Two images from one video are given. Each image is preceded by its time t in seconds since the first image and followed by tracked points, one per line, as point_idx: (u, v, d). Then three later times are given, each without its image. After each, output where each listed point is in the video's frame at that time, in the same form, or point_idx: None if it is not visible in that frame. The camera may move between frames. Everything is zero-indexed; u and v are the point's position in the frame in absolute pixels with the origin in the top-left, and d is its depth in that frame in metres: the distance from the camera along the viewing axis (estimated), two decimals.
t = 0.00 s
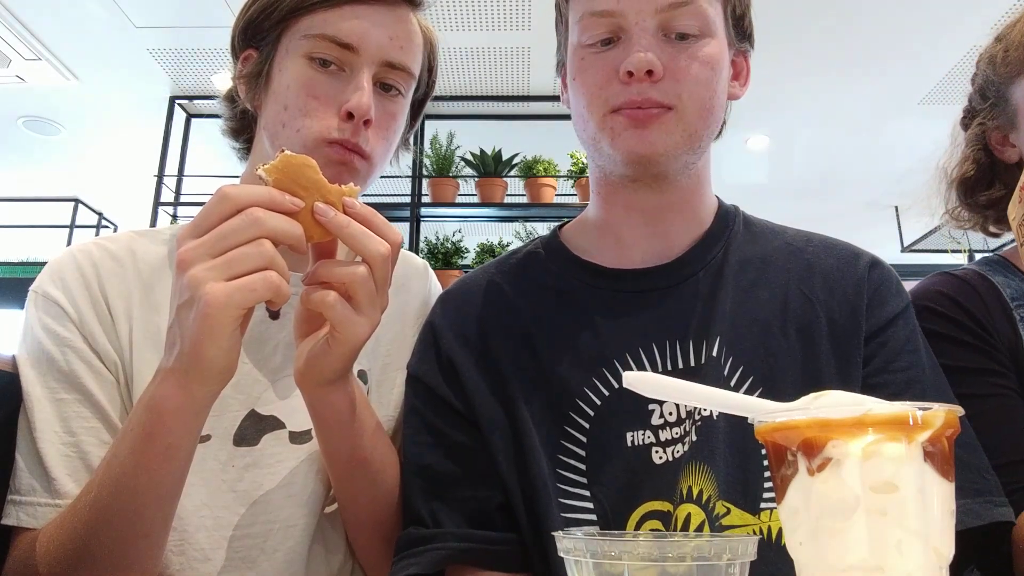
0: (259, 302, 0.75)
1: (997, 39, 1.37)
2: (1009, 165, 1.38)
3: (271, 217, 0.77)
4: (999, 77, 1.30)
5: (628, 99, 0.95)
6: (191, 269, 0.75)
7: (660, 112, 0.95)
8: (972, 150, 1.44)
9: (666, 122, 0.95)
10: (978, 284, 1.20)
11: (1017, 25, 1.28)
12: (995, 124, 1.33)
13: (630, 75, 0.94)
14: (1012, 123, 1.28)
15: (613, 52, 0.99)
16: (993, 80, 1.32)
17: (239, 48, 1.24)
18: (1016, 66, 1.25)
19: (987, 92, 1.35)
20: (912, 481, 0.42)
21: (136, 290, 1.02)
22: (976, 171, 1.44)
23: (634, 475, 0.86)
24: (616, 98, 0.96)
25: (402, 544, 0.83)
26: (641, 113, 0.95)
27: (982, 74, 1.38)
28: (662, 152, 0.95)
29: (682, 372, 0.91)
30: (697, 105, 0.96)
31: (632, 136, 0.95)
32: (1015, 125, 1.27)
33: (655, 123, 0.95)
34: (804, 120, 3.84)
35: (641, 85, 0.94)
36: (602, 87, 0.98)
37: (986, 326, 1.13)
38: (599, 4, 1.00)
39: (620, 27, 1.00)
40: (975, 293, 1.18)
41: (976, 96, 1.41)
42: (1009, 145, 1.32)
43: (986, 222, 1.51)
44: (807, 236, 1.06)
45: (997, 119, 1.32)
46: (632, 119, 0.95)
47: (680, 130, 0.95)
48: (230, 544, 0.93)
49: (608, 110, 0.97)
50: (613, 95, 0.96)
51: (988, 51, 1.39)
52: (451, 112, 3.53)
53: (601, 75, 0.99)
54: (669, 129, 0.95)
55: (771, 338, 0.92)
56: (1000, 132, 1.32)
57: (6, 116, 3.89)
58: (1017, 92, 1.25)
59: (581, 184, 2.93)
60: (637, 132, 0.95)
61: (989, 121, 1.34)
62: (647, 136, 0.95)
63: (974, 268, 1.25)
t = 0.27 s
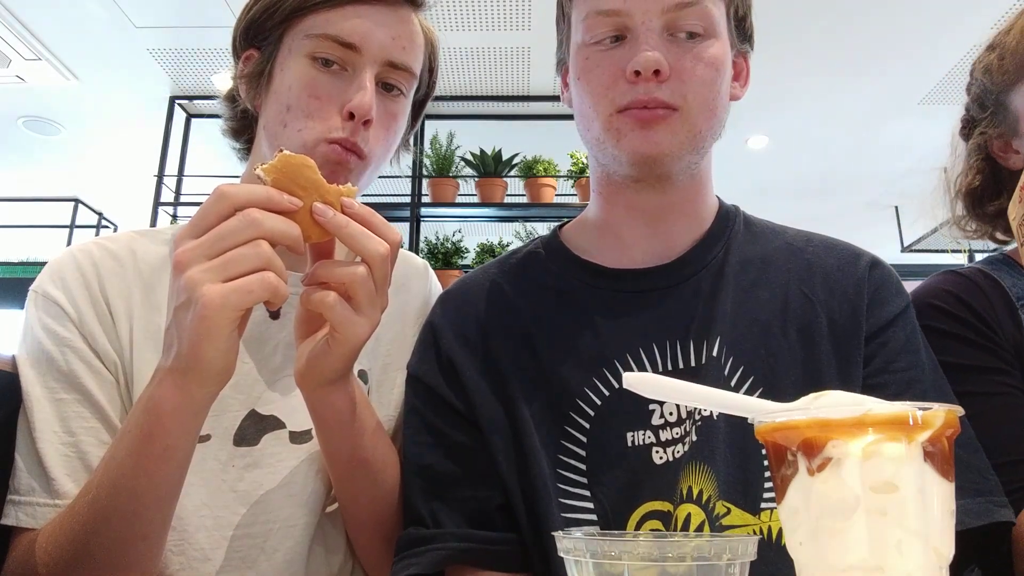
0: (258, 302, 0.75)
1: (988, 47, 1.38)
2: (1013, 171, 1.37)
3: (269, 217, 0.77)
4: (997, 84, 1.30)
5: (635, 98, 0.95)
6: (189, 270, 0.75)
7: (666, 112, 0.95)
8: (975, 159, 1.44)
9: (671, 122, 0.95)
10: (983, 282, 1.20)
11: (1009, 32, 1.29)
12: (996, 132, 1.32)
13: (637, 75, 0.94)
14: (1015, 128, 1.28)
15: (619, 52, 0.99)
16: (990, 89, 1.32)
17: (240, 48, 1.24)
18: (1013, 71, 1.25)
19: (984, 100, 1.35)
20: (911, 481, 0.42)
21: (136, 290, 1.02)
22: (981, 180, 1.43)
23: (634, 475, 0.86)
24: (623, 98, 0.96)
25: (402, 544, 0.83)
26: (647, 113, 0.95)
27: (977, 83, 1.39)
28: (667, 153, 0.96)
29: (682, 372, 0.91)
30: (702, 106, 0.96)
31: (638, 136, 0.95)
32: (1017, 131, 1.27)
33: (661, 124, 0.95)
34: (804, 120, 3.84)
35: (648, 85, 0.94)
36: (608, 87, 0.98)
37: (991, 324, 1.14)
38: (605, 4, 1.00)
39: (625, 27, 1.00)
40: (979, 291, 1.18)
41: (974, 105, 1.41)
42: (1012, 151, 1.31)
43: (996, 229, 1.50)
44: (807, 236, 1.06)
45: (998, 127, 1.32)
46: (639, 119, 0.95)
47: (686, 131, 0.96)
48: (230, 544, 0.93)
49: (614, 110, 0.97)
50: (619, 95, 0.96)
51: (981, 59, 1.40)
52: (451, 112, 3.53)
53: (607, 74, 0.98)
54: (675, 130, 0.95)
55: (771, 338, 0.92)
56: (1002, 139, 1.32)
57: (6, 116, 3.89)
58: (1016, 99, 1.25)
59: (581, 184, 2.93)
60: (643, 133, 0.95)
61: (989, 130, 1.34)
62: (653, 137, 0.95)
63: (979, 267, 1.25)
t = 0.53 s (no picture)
0: (257, 302, 0.75)
1: (981, 53, 1.38)
2: (1012, 176, 1.37)
3: (269, 217, 0.77)
4: (994, 89, 1.30)
5: (641, 96, 0.95)
6: (188, 270, 0.75)
7: (672, 111, 0.95)
8: (973, 164, 1.44)
9: (677, 121, 0.95)
10: (983, 281, 1.20)
11: (1003, 38, 1.29)
12: (994, 137, 1.32)
13: (644, 73, 0.94)
14: (1015, 132, 1.27)
15: (625, 50, 0.99)
16: (987, 94, 1.32)
17: (240, 48, 1.24)
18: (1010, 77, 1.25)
19: (981, 106, 1.36)
20: (911, 481, 0.42)
21: (135, 290, 1.02)
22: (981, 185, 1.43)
23: (634, 475, 0.86)
24: (629, 96, 0.96)
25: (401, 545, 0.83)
26: (653, 112, 0.95)
27: (972, 89, 1.39)
28: (672, 152, 0.96)
29: (682, 372, 0.91)
30: (707, 105, 0.96)
31: (643, 135, 0.95)
32: (1015, 136, 1.27)
33: (667, 122, 0.95)
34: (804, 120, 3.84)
35: (655, 84, 0.94)
36: (613, 85, 0.98)
37: (991, 323, 1.14)
38: (611, 2, 1.00)
39: (631, 25, 1.00)
40: (980, 291, 1.18)
41: (970, 112, 1.41)
42: (1010, 156, 1.31)
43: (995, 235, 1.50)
44: (807, 237, 1.06)
45: (996, 133, 1.32)
46: (644, 118, 0.95)
47: (690, 130, 0.96)
48: (230, 544, 0.93)
49: (620, 108, 0.96)
50: (625, 93, 0.96)
51: (974, 66, 1.41)
52: (451, 112, 3.53)
53: (613, 72, 0.98)
54: (680, 129, 0.95)
55: (771, 338, 0.92)
56: (1000, 145, 1.32)
57: (6, 116, 3.89)
58: (1014, 104, 1.25)
59: (581, 184, 2.93)
60: (649, 132, 0.95)
61: (986, 135, 1.34)
62: (658, 135, 0.95)
63: (980, 266, 1.25)
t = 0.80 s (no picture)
0: (257, 303, 0.75)
1: (971, 61, 1.39)
2: (1011, 182, 1.37)
3: (269, 218, 0.77)
4: (988, 98, 1.30)
5: (639, 96, 0.95)
6: (188, 270, 0.75)
7: (670, 110, 0.95)
8: (971, 172, 1.44)
9: (675, 120, 0.95)
10: (983, 281, 1.19)
11: (993, 46, 1.29)
12: (991, 145, 1.32)
13: (642, 73, 0.94)
14: (1013, 140, 1.27)
15: (623, 49, 0.99)
16: (981, 103, 1.32)
17: (240, 48, 1.24)
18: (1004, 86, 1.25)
19: (976, 114, 1.36)
20: (911, 481, 0.42)
21: (135, 290, 1.02)
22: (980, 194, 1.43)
23: (634, 475, 0.86)
24: (627, 96, 0.96)
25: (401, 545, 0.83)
26: (651, 111, 0.95)
27: (965, 98, 1.39)
28: (670, 151, 0.96)
29: (682, 372, 0.91)
30: (705, 104, 0.96)
31: (641, 134, 0.95)
32: (1013, 143, 1.27)
33: (665, 122, 0.95)
34: (804, 120, 3.84)
35: (653, 83, 0.94)
36: (611, 85, 0.98)
37: (992, 323, 1.14)
38: (609, 2, 1.00)
39: (629, 25, 1.00)
40: (980, 290, 1.18)
41: (964, 120, 1.41)
42: (1009, 163, 1.31)
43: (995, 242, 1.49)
44: (806, 236, 1.06)
45: (992, 140, 1.32)
46: (643, 117, 0.95)
47: (689, 129, 0.96)
48: (230, 544, 0.93)
49: (618, 108, 0.97)
50: (623, 92, 0.96)
51: (966, 73, 1.41)
52: (451, 112, 3.53)
53: (611, 72, 0.98)
54: (678, 128, 0.95)
55: (771, 338, 0.92)
56: (997, 152, 1.32)
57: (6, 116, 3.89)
58: (1010, 111, 1.25)
59: (581, 184, 2.93)
60: (648, 131, 0.95)
61: (983, 143, 1.34)
62: (657, 135, 0.95)
63: (979, 267, 1.24)
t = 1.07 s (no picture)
0: (256, 303, 0.75)
1: (962, 70, 1.39)
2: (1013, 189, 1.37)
3: (269, 218, 0.77)
4: (988, 108, 1.31)
5: (634, 96, 0.95)
6: (188, 271, 0.75)
7: (666, 110, 0.94)
8: (971, 181, 1.44)
9: (670, 120, 0.95)
10: (983, 280, 1.19)
11: (989, 56, 1.30)
12: (994, 153, 1.33)
13: (636, 73, 0.94)
14: (1018, 149, 1.27)
15: (618, 50, 0.99)
16: (980, 114, 1.33)
17: (240, 48, 1.24)
18: (1005, 95, 1.26)
19: (975, 125, 1.36)
20: (912, 481, 0.42)
21: (135, 290, 1.02)
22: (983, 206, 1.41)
23: (634, 475, 0.86)
24: (622, 96, 0.96)
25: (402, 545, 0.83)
26: (646, 111, 0.95)
27: (959, 108, 1.40)
28: (666, 151, 0.96)
29: (681, 372, 0.91)
30: (701, 104, 0.96)
31: (636, 135, 0.95)
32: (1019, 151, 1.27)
33: (660, 122, 0.95)
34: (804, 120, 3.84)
35: (647, 83, 0.94)
36: (607, 86, 0.98)
37: (992, 322, 1.14)
38: (604, 4, 1.00)
39: (624, 26, 1.00)
40: (980, 290, 1.18)
41: (961, 131, 1.42)
42: (1012, 171, 1.32)
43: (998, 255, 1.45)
44: (806, 236, 1.06)
45: (995, 149, 1.33)
46: (638, 117, 0.95)
47: (684, 129, 0.95)
48: (230, 544, 0.93)
49: (613, 109, 0.97)
50: (618, 93, 0.96)
51: (958, 82, 1.42)
52: (451, 112, 3.53)
53: (606, 73, 0.98)
54: (673, 127, 0.95)
55: (770, 338, 0.92)
56: (1000, 160, 1.33)
57: (6, 116, 3.89)
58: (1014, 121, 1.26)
59: (581, 184, 2.93)
60: (643, 131, 0.95)
61: (986, 152, 1.35)
62: (652, 135, 0.95)
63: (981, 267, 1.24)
